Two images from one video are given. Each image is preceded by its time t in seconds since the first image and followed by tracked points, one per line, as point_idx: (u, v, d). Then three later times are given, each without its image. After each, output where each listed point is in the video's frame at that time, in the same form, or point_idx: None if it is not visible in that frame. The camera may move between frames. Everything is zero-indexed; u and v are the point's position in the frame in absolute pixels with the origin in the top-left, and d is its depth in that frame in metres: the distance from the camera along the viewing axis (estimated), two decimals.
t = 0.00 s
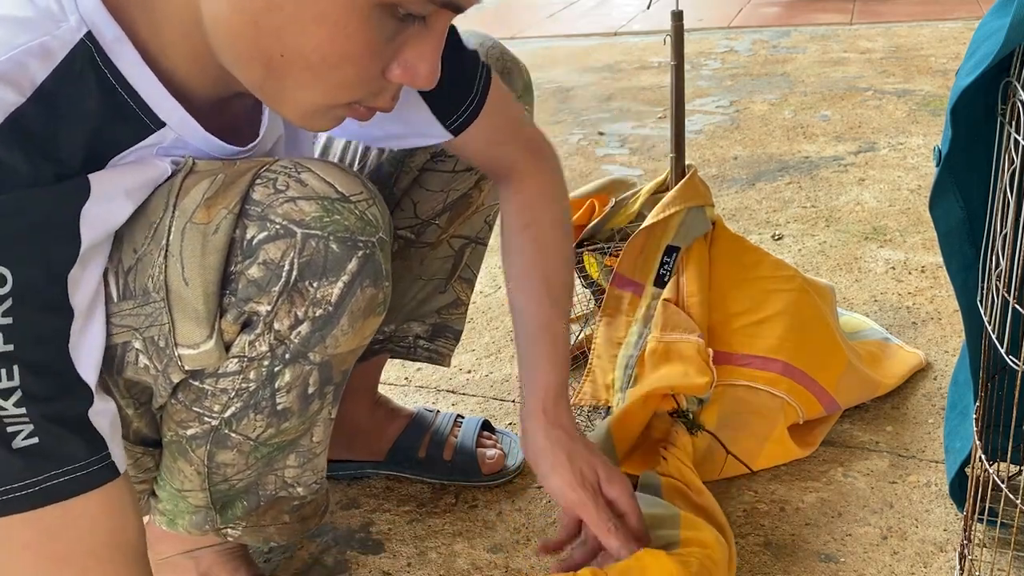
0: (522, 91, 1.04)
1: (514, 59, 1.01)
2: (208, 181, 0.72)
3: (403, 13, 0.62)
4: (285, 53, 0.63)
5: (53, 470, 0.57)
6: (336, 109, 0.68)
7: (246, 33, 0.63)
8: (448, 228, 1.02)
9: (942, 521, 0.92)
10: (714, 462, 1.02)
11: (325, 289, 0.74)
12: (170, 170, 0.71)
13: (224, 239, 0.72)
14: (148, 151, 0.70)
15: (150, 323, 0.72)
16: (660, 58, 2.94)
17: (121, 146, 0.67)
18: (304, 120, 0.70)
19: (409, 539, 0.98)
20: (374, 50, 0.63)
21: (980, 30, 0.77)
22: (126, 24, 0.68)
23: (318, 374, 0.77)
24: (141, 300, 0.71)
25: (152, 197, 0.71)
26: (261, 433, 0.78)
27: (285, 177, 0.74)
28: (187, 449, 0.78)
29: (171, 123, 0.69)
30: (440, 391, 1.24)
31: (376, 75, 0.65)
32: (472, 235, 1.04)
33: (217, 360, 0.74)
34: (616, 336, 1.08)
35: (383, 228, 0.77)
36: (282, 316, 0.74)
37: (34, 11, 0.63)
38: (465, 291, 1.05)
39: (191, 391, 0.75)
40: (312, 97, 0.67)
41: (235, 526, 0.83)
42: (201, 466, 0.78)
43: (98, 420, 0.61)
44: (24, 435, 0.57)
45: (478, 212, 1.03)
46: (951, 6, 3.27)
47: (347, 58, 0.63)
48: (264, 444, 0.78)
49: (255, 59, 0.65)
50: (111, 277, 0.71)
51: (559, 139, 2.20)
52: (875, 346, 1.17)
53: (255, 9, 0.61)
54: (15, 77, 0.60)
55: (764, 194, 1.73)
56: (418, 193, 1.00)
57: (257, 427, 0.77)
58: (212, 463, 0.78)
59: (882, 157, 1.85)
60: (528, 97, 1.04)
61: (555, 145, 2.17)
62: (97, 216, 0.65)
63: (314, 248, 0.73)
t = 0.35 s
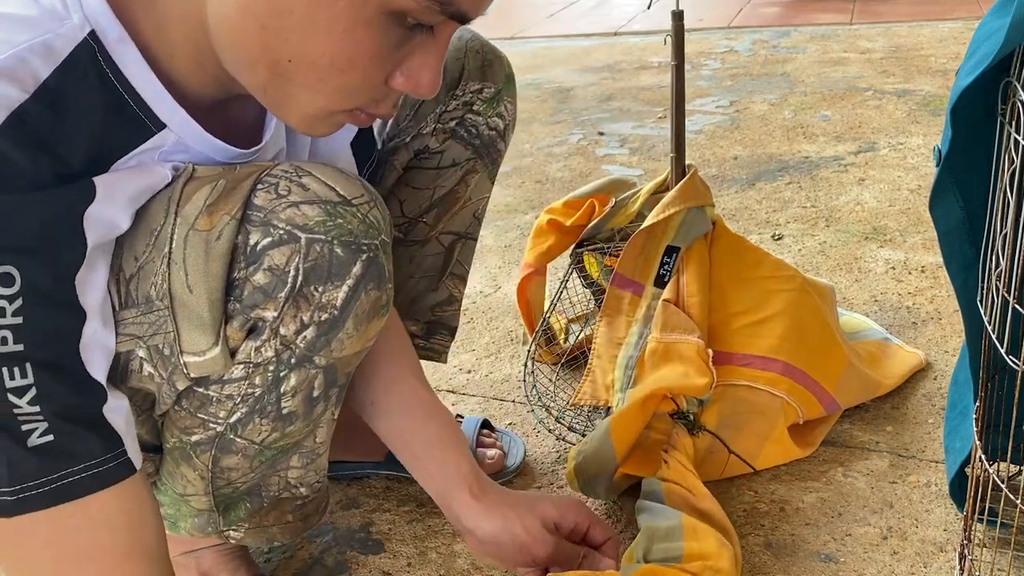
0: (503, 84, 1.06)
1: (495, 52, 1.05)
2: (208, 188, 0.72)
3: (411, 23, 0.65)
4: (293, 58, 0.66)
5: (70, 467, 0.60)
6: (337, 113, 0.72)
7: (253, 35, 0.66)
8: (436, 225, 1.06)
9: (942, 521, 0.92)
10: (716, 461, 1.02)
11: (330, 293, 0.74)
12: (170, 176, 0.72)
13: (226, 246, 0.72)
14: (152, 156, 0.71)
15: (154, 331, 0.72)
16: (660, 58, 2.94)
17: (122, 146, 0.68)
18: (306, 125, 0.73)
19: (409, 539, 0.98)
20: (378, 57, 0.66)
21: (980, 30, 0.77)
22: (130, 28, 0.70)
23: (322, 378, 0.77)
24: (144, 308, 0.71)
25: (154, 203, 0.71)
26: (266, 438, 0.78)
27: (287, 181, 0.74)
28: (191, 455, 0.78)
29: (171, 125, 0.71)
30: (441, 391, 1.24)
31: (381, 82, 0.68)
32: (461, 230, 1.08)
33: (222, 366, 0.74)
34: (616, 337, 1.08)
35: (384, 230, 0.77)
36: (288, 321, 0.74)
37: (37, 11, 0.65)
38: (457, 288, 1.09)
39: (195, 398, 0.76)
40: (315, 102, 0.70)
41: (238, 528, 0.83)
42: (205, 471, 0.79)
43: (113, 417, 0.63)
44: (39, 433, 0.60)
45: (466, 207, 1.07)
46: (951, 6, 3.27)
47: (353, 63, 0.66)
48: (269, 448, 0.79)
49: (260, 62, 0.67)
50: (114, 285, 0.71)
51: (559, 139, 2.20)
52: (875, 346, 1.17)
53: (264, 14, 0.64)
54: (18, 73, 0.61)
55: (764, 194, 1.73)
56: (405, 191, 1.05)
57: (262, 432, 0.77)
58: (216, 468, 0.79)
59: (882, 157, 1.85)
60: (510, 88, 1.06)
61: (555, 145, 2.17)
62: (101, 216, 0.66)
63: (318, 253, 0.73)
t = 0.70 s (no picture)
0: (510, 86, 1.06)
1: (502, 54, 1.05)
2: (217, 180, 0.73)
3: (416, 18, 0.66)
4: (299, 51, 0.66)
5: (81, 451, 0.62)
6: (341, 109, 0.72)
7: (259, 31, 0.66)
8: (441, 225, 1.07)
9: (942, 521, 0.92)
10: (720, 461, 1.02)
11: (334, 287, 0.73)
12: (179, 170, 0.73)
13: (233, 238, 0.72)
14: (159, 151, 0.72)
15: (160, 321, 0.71)
16: (660, 58, 2.93)
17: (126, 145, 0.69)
18: (310, 121, 0.73)
19: (409, 539, 0.98)
20: (383, 52, 0.66)
21: (980, 30, 0.77)
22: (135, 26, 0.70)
23: (327, 372, 0.76)
24: (151, 299, 0.71)
25: (162, 197, 0.72)
26: (269, 432, 0.77)
27: (294, 176, 0.74)
28: (195, 448, 0.78)
29: (175, 118, 0.72)
30: (440, 391, 1.24)
31: (385, 78, 0.69)
32: (465, 231, 1.08)
33: (226, 358, 0.73)
34: (616, 337, 1.08)
35: (391, 228, 0.77)
36: (293, 315, 0.73)
37: (47, 9, 0.67)
38: (459, 289, 1.09)
39: (200, 390, 0.75)
40: (318, 96, 0.70)
41: (240, 525, 0.83)
42: (208, 465, 0.78)
43: (122, 401, 0.65)
44: (51, 420, 0.61)
45: (471, 208, 1.07)
46: (950, 5, 3.27)
47: (359, 57, 0.66)
48: (272, 443, 0.78)
49: (266, 55, 0.67)
50: (120, 276, 0.71)
51: (559, 139, 2.20)
52: (875, 346, 1.17)
53: (274, 9, 0.64)
54: (27, 70, 0.63)
55: (764, 194, 1.73)
56: (410, 190, 1.05)
57: (265, 425, 0.77)
58: (219, 462, 0.78)
59: (882, 157, 1.85)
60: (517, 91, 1.06)
61: (555, 145, 2.17)
62: (112, 214, 0.67)
63: (324, 247, 0.73)
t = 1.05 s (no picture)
0: (506, 85, 1.06)
1: (497, 52, 1.05)
2: (217, 180, 0.73)
3: (432, 12, 0.66)
4: (320, 51, 0.66)
5: (80, 452, 0.62)
6: (351, 103, 0.72)
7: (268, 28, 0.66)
8: (438, 224, 1.07)
9: (942, 521, 0.92)
10: (720, 460, 1.02)
11: (335, 285, 0.74)
12: (180, 169, 0.73)
13: (234, 237, 0.72)
14: (161, 151, 0.72)
15: (161, 320, 0.71)
16: (660, 58, 2.93)
17: (128, 143, 0.69)
18: (321, 115, 0.73)
19: (409, 539, 0.98)
20: (400, 47, 0.67)
21: (980, 30, 0.77)
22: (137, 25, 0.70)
23: (327, 370, 0.76)
24: (152, 298, 0.71)
25: (163, 196, 0.72)
26: (271, 430, 0.77)
27: (294, 175, 0.75)
28: (196, 447, 0.78)
29: (176, 118, 0.72)
30: (440, 391, 1.24)
31: (398, 72, 0.69)
32: (464, 230, 1.08)
33: (227, 356, 0.73)
34: (615, 337, 1.08)
35: (391, 226, 0.77)
36: (294, 313, 0.73)
37: (49, 7, 0.66)
38: (459, 287, 1.09)
39: (201, 389, 0.75)
40: (334, 92, 0.70)
41: (239, 525, 0.85)
42: (209, 464, 0.78)
43: (119, 402, 0.65)
44: (49, 420, 0.62)
45: (467, 208, 1.08)
46: (950, 5, 3.27)
47: (379, 52, 0.67)
48: (273, 441, 0.78)
49: (286, 55, 0.67)
50: (122, 276, 0.71)
51: (559, 139, 2.20)
52: (875, 346, 1.17)
53: (297, 10, 0.64)
54: (31, 67, 0.63)
55: (764, 194, 1.73)
56: (409, 189, 1.05)
57: (266, 424, 0.77)
58: (220, 461, 0.78)
59: (882, 157, 1.85)
60: (513, 89, 1.07)
61: (555, 145, 2.17)
62: (110, 217, 0.67)
63: (325, 245, 0.73)
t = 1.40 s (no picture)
0: (508, 85, 1.06)
1: (500, 53, 1.05)
2: (222, 180, 0.73)
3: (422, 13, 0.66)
4: (308, 52, 0.66)
5: (74, 447, 0.63)
6: (345, 106, 0.72)
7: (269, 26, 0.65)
8: (439, 225, 1.07)
9: (942, 521, 0.92)
10: (720, 460, 1.02)
11: (339, 286, 0.73)
12: (179, 171, 0.72)
13: (239, 237, 0.72)
14: (160, 153, 0.72)
15: (166, 320, 0.71)
16: (660, 58, 2.93)
17: (125, 145, 0.69)
18: (315, 117, 0.73)
19: (409, 539, 0.98)
20: (391, 49, 0.67)
21: (980, 30, 0.77)
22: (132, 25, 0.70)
23: (331, 370, 0.77)
24: (157, 298, 0.71)
25: (166, 197, 0.72)
26: (273, 431, 0.77)
27: (299, 176, 0.74)
28: (198, 447, 0.78)
29: (174, 118, 0.72)
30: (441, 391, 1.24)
31: (391, 74, 0.69)
32: (465, 231, 1.08)
33: (232, 356, 0.73)
34: (615, 337, 1.08)
35: (394, 227, 0.77)
36: (298, 314, 0.73)
37: (42, 8, 0.67)
38: (459, 288, 1.09)
39: (204, 389, 0.75)
40: (325, 95, 0.70)
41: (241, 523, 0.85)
42: (212, 464, 0.78)
43: (122, 401, 0.65)
44: (47, 417, 0.62)
45: (468, 209, 1.08)
46: (950, 5, 3.27)
47: (369, 55, 0.67)
48: (275, 442, 0.78)
49: (275, 56, 0.67)
50: (126, 275, 0.71)
51: (559, 139, 2.20)
52: (875, 346, 1.17)
53: (284, 10, 0.64)
54: (23, 72, 0.64)
55: (764, 194, 1.73)
56: (410, 190, 1.05)
57: (269, 425, 0.77)
58: (222, 461, 0.78)
59: (882, 157, 1.85)
60: (515, 89, 1.07)
61: (555, 145, 2.17)
62: (110, 218, 0.67)
63: (329, 246, 0.72)
